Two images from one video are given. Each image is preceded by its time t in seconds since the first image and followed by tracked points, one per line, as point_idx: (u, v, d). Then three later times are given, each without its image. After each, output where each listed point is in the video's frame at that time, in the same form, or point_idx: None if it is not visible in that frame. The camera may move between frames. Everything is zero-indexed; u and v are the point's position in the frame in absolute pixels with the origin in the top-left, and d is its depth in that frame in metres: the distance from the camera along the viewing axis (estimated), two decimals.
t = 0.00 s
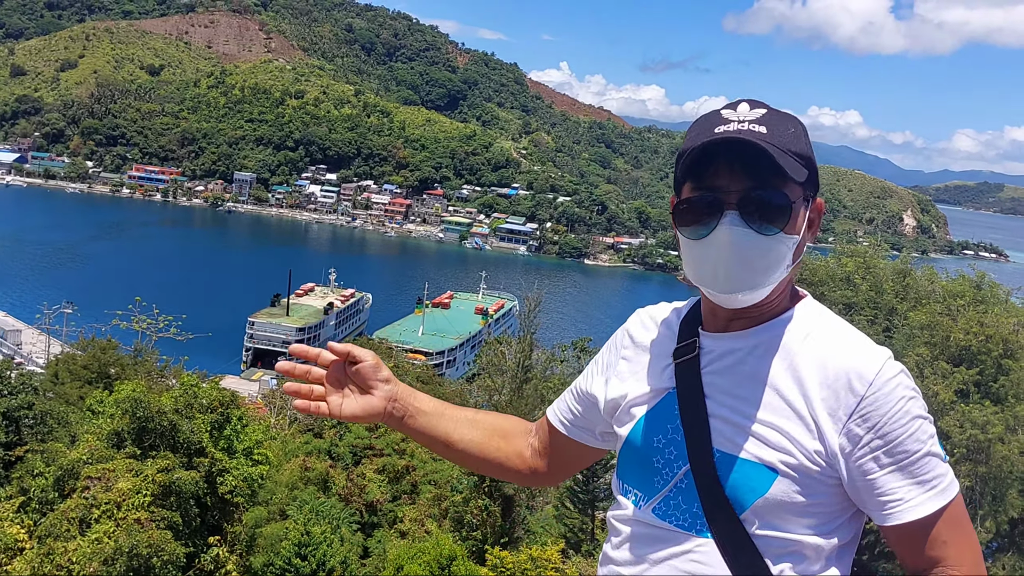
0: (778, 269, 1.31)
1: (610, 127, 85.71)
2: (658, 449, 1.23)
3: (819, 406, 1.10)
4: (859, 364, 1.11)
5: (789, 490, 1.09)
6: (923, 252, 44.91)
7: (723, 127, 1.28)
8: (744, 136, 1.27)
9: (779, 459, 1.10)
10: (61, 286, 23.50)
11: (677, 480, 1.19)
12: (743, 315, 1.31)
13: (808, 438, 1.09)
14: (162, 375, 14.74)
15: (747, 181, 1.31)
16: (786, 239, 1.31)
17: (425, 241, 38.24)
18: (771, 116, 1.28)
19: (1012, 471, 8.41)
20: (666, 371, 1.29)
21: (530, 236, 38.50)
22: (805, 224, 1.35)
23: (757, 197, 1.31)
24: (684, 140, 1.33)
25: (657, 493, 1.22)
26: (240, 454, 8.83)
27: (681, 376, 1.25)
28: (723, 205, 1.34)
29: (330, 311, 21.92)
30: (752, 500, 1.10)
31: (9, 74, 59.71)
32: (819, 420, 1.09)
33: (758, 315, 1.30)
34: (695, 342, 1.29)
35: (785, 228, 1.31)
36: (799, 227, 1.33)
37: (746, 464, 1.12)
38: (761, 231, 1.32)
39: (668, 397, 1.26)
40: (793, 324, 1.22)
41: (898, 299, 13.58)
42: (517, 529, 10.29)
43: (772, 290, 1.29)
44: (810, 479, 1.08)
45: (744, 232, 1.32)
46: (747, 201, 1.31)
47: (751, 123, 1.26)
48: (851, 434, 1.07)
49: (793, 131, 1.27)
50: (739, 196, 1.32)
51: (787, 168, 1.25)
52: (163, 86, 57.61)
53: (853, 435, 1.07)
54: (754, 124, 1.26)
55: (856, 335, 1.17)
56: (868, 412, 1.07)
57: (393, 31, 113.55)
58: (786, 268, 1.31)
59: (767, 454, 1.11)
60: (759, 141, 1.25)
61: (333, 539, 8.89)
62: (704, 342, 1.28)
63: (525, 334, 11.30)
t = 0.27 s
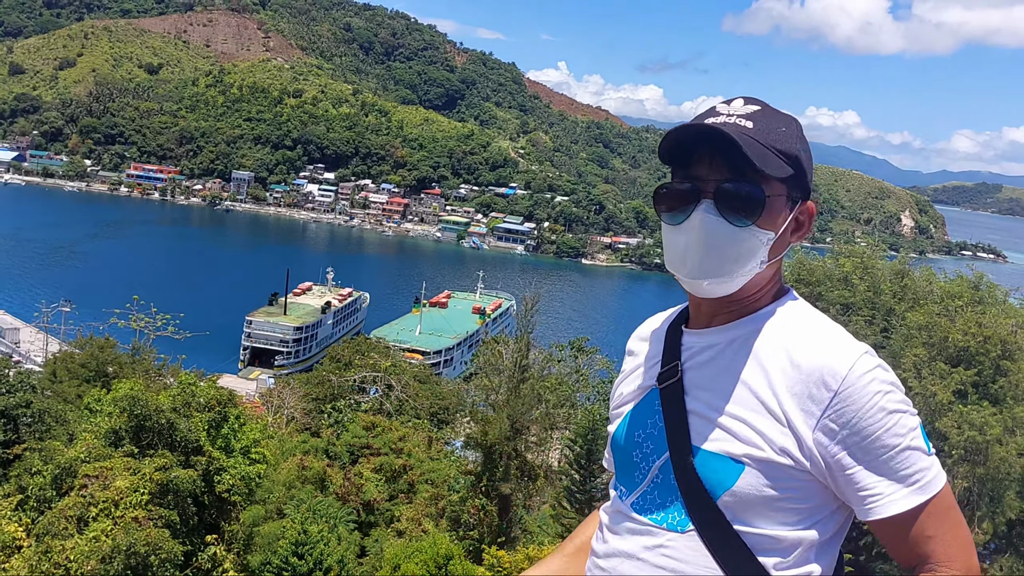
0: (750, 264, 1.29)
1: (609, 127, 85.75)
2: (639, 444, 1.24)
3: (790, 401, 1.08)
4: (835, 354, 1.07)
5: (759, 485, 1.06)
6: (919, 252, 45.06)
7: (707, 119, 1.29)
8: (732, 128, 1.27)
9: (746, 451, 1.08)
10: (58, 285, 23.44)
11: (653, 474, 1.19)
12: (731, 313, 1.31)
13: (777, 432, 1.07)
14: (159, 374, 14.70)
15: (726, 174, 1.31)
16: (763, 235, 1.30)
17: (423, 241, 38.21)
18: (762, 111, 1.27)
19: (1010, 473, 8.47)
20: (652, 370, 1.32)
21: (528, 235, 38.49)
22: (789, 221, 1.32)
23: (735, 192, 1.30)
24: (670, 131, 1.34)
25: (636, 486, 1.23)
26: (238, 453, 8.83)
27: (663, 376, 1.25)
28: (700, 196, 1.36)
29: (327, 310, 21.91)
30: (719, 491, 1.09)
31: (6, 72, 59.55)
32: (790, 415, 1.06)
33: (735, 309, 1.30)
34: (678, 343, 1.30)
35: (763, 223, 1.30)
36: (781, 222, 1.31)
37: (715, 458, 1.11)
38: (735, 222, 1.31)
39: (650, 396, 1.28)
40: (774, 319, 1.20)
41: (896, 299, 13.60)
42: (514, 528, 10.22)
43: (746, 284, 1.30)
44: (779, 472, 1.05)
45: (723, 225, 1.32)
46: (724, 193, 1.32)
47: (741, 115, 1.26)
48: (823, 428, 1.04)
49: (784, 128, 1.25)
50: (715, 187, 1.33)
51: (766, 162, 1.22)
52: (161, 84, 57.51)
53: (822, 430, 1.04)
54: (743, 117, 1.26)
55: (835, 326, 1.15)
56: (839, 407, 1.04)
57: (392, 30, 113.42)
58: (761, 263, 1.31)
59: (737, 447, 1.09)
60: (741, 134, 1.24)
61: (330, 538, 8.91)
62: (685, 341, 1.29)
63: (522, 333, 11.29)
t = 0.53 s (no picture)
0: (719, 263, 1.29)
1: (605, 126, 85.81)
2: (645, 441, 1.23)
3: (799, 404, 1.07)
4: (849, 363, 1.07)
5: (764, 489, 1.06)
6: (914, 252, 45.14)
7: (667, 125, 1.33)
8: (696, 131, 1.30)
9: (754, 454, 1.07)
10: (53, 285, 23.35)
11: (657, 475, 1.19)
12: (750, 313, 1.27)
13: (786, 435, 1.06)
14: (154, 374, 14.64)
15: (690, 173, 1.31)
16: (724, 234, 1.28)
17: (419, 240, 38.16)
18: (725, 111, 1.28)
19: (1004, 471, 8.52)
20: (656, 370, 1.32)
21: (524, 235, 38.48)
22: (766, 218, 1.26)
23: (698, 190, 1.30)
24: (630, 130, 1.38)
25: (642, 484, 1.22)
26: (233, 454, 8.81)
27: (671, 375, 1.25)
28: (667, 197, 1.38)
29: (323, 310, 21.88)
30: (731, 492, 1.08)
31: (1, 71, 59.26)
32: (796, 418, 1.07)
33: (733, 315, 1.28)
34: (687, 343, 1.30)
35: (729, 219, 1.28)
36: (742, 220, 1.27)
37: (722, 459, 1.10)
38: (699, 221, 1.31)
39: (656, 394, 1.28)
40: (777, 323, 1.20)
41: (891, 299, 13.65)
42: (511, 527, 10.21)
43: (716, 282, 1.29)
44: (789, 482, 1.06)
45: (691, 229, 1.34)
46: (687, 191, 1.32)
47: (701, 120, 1.30)
48: (827, 435, 1.04)
49: (744, 125, 1.24)
50: (682, 187, 1.34)
51: (711, 160, 1.23)
52: (156, 83, 57.30)
53: (835, 435, 1.03)
54: (703, 121, 1.29)
55: (844, 341, 1.14)
56: (851, 415, 1.03)
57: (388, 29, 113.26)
58: (731, 261, 1.28)
59: (745, 447, 1.09)
60: (696, 136, 1.27)
61: (326, 538, 8.89)
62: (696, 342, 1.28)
63: (518, 333, 11.29)
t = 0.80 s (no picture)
0: (762, 267, 1.28)
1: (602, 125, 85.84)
2: (648, 443, 1.24)
3: (807, 409, 1.08)
4: (857, 365, 1.07)
5: (769, 493, 1.07)
6: (910, 251, 45.26)
7: (715, 120, 1.29)
8: (738, 130, 1.27)
9: (762, 458, 1.08)
10: (48, 284, 23.27)
11: (662, 475, 1.19)
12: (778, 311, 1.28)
13: (791, 438, 1.07)
14: (151, 374, 14.60)
15: (735, 173, 1.30)
16: (774, 235, 1.29)
17: (416, 240, 38.12)
18: (770, 111, 1.26)
19: (1000, 470, 8.56)
20: (661, 369, 1.31)
21: (520, 234, 38.48)
22: (800, 221, 1.31)
23: (744, 192, 1.29)
24: (678, 129, 1.31)
25: (647, 485, 1.22)
26: (230, 453, 8.80)
27: (676, 374, 1.24)
28: (709, 198, 1.34)
29: (320, 309, 21.86)
30: (737, 495, 1.09)
31: None
32: (800, 419, 1.07)
33: (755, 312, 1.29)
34: (694, 343, 1.29)
35: (776, 223, 1.29)
36: (792, 221, 1.30)
37: (731, 462, 1.11)
38: (740, 220, 1.30)
39: (660, 393, 1.27)
40: (788, 327, 1.20)
41: (887, 298, 13.71)
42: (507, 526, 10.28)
43: (759, 284, 1.28)
44: (792, 484, 1.06)
45: (735, 229, 1.31)
46: (734, 194, 1.30)
47: (748, 118, 1.25)
48: (831, 438, 1.04)
49: (792, 129, 1.24)
50: (724, 188, 1.32)
51: (770, 160, 1.22)
52: (152, 82, 57.13)
53: (838, 437, 1.04)
54: (751, 118, 1.25)
55: (849, 343, 1.15)
56: (857, 418, 1.03)
57: (384, 28, 113.14)
58: (777, 262, 1.29)
59: (751, 450, 1.09)
60: (751, 136, 1.23)
61: (323, 537, 8.91)
62: (706, 341, 1.27)
63: (514, 332, 11.29)
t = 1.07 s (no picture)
0: (716, 266, 1.29)
1: (599, 127, 85.93)
2: (655, 450, 1.23)
3: (813, 419, 1.09)
4: (859, 370, 1.09)
5: (771, 500, 1.08)
6: (908, 251, 45.35)
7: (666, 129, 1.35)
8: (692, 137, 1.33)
9: (767, 466, 1.09)
10: (46, 287, 23.21)
11: (668, 481, 1.19)
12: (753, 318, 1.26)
13: (796, 447, 1.08)
14: (149, 377, 14.56)
15: (685, 178, 1.33)
16: (715, 233, 1.29)
17: (414, 241, 38.08)
18: (723, 115, 1.30)
19: (999, 470, 8.57)
20: (666, 372, 1.29)
21: (518, 235, 38.49)
22: (763, 219, 1.27)
23: (693, 193, 1.31)
24: (626, 135, 1.39)
25: (650, 491, 1.22)
26: (227, 456, 8.77)
27: (680, 380, 1.24)
28: (665, 201, 1.39)
29: (317, 311, 21.81)
30: (747, 501, 1.09)
31: None
32: (808, 426, 1.08)
33: (742, 317, 1.27)
34: (692, 349, 1.28)
35: (728, 220, 1.28)
36: (740, 221, 1.27)
37: (738, 466, 1.11)
38: (692, 224, 1.33)
39: (664, 400, 1.26)
40: (784, 331, 1.20)
41: (884, 298, 13.74)
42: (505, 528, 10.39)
43: (717, 285, 1.29)
44: (798, 492, 1.07)
45: (691, 232, 1.33)
46: (685, 196, 1.33)
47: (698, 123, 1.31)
48: (836, 446, 1.06)
49: (740, 128, 1.25)
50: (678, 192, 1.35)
51: (707, 163, 1.25)
52: (149, 85, 57.09)
53: (843, 446, 1.06)
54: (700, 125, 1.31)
55: (852, 347, 1.17)
56: (862, 426, 1.05)
57: (382, 30, 113.20)
58: (730, 262, 1.29)
59: (750, 453, 1.10)
60: (693, 140, 1.28)
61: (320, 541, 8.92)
62: (706, 348, 1.26)
63: (511, 333, 11.28)
